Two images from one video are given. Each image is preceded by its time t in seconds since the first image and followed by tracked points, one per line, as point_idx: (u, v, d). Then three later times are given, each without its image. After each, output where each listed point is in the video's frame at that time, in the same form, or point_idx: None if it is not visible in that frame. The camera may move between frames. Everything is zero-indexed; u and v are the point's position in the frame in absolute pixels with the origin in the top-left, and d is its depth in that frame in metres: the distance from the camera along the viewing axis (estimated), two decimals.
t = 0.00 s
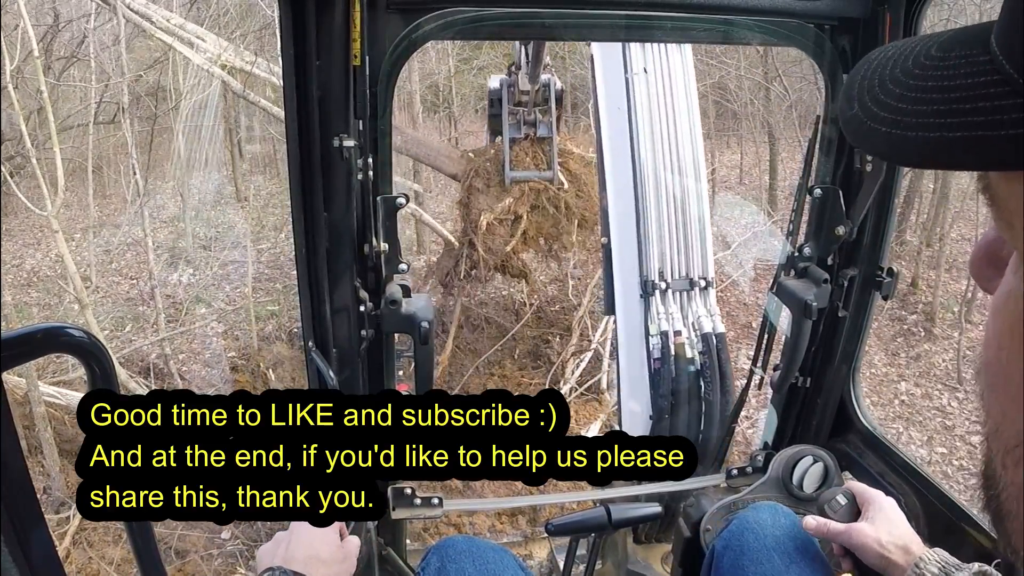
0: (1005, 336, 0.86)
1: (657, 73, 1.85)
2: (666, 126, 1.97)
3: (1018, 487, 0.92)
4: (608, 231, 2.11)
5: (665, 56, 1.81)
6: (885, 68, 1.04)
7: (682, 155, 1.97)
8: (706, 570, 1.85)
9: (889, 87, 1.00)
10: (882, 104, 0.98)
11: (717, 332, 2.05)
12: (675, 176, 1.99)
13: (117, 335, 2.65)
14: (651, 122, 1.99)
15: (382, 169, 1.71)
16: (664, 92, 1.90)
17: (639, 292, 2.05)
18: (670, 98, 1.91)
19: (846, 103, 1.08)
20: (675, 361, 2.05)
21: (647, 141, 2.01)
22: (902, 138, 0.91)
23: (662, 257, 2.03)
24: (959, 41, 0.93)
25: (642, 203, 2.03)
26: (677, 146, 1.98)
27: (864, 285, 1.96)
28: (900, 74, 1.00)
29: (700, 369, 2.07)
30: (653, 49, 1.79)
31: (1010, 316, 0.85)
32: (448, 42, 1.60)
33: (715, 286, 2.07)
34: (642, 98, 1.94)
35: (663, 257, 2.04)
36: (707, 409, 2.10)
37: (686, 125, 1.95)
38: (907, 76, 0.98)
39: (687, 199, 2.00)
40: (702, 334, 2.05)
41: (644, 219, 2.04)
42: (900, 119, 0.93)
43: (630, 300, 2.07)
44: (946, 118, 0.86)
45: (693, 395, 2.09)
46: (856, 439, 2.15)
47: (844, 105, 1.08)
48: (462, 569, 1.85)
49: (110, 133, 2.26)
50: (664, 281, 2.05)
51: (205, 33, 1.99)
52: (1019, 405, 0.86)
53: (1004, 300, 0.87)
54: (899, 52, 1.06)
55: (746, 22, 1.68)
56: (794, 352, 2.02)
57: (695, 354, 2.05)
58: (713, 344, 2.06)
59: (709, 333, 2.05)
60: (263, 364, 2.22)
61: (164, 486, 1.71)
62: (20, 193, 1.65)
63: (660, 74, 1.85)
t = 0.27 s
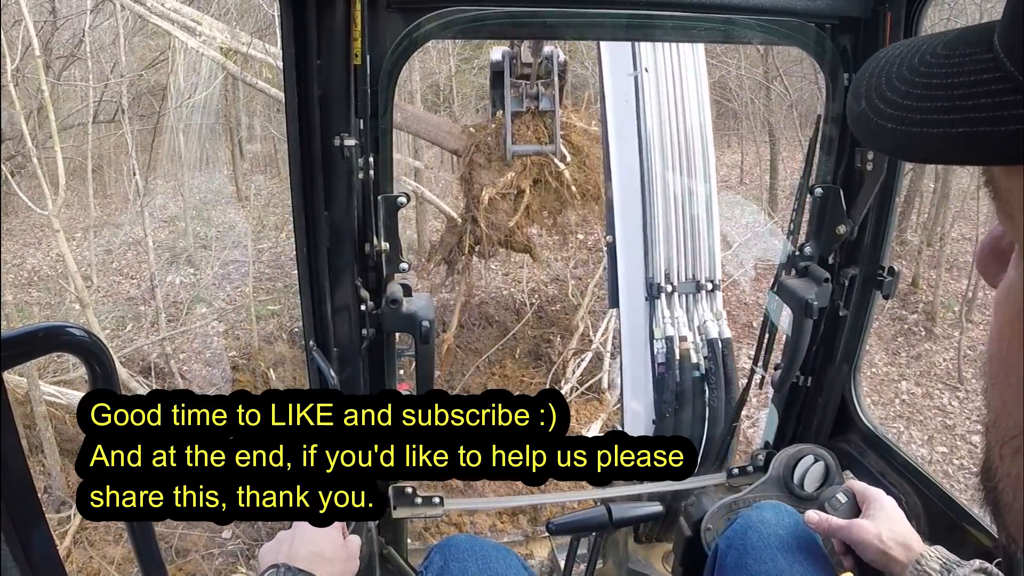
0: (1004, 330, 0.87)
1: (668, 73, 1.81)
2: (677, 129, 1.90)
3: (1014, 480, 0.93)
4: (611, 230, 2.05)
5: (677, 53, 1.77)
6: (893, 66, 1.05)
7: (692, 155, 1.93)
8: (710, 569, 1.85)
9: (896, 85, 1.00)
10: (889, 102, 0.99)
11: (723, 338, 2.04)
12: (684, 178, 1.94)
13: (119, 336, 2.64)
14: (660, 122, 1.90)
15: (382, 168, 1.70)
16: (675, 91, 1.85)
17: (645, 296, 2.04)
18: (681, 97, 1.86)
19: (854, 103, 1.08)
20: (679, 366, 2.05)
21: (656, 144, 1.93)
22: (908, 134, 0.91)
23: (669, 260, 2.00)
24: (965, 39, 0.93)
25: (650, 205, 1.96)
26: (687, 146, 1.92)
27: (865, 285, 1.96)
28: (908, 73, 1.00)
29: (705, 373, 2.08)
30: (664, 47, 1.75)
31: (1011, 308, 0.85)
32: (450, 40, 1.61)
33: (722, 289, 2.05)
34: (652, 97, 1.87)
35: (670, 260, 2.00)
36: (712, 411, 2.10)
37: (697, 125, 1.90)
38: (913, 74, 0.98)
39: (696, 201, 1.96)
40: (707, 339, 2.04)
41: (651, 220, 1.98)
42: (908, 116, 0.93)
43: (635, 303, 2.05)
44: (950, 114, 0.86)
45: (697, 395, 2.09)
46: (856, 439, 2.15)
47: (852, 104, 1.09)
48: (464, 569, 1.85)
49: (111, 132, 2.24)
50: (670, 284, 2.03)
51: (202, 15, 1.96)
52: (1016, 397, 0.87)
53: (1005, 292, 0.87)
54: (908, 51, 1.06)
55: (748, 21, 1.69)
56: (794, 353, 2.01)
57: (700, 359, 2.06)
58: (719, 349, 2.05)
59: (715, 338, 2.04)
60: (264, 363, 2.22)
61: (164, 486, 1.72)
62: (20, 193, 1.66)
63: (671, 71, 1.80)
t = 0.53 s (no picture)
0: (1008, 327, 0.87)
1: (676, 73, 1.78)
2: (687, 131, 1.87)
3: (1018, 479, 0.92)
4: (616, 230, 2.03)
5: (686, 53, 1.75)
6: (902, 59, 1.05)
7: (700, 157, 1.91)
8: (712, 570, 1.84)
9: (907, 79, 0.99)
10: (897, 98, 0.98)
11: (728, 342, 2.05)
12: (692, 180, 1.92)
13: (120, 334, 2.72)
14: (670, 122, 1.87)
15: (383, 168, 1.69)
16: (684, 92, 1.82)
17: (649, 297, 2.01)
18: (691, 96, 1.83)
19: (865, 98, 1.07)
20: (682, 369, 2.04)
21: (665, 144, 1.90)
22: (916, 129, 0.91)
23: (675, 263, 1.97)
24: (976, 34, 0.92)
25: (657, 206, 1.94)
26: (696, 148, 1.90)
27: (867, 284, 1.94)
28: (917, 68, 0.99)
29: (709, 378, 2.08)
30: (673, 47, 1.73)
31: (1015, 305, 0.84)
32: (450, 39, 1.60)
33: (728, 293, 2.03)
34: (661, 98, 1.84)
35: (676, 262, 1.98)
36: (717, 413, 2.11)
37: (706, 127, 1.88)
38: (921, 67, 0.98)
39: (703, 203, 1.94)
40: (712, 343, 2.04)
41: (657, 222, 1.95)
42: (917, 109, 0.93)
43: (639, 304, 2.03)
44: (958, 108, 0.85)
45: (701, 393, 2.10)
46: (856, 438, 2.14)
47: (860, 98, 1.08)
48: (474, 567, 1.84)
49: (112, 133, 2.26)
50: (675, 287, 2.01)
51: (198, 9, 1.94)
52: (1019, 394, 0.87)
53: (1009, 289, 0.86)
54: (916, 44, 1.05)
55: (749, 21, 1.69)
56: (795, 352, 2.02)
57: (705, 363, 2.06)
58: (724, 354, 2.06)
59: (720, 342, 2.04)
60: (265, 364, 2.22)
61: (164, 486, 1.70)
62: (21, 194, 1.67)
63: (680, 71, 1.78)
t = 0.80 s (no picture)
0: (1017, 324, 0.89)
1: (679, 76, 1.80)
2: (689, 133, 1.89)
3: None
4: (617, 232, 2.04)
5: (689, 56, 1.77)
6: (915, 63, 1.04)
7: (701, 160, 1.92)
8: (713, 570, 1.85)
9: (920, 81, 1.00)
10: (913, 101, 0.98)
11: (729, 343, 2.05)
12: (693, 182, 1.94)
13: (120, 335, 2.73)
14: (671, 125, 1.89)
15: (383, 169, 1.69)
16: (686, 95, 1.84)
17: (651, 299, 2.01)
18: (693, 101, 1.85)
19: (875, 100, 1.07)
20: (683, 371, 2.05)
21: (666, 147, 1.91)
22: (941, 134, 0.92)
23: (677, 265, 1.98)
24: (993, 36, 0.93)
25: (657, 208, 1.95)
26: (697, 151, 1.92)
27: (867, 285, 1.94)
28: (933, 70, 0.99)
29: (710, 380, 2.09)
30: (676, 51, 1.75)
31: None
32: (450, 40, 1.60)
33: (729, 294, 2.05)
34: (663, 102, 1.87)
35: (676, 264, 1.99)
36: (717, 414, 2.11)
37: (707, 130, 1.90)
38: (939, 68, 0.98)
39: (704, 205, 1.96)
40: (714, 344, 2.05)
41: (658, 224, 1.96)
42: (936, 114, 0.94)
43: (640, 306, 2.03)
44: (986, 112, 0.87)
45: (702, 393, 2.10)
46: (857, 439, 2.13)
47: (873, 98, 1.08)
48: (484, 569, 1.84)
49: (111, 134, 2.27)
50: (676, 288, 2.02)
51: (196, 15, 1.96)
52: None
53: None
54: (923, 47, 1.05)
55: (749, 22, 1.68)
56: (795, 352, 2.03)
57: (705, 365, 2.06)
58: (724, 356, 2.07)
59: (722, 344, 2.05)
60: (265, 365, 2.21)
61: (164, 486, 1.70)
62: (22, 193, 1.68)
63: (683, 74, 1.79)
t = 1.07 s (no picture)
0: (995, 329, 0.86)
1: (678, 75, 1.79)
2: (688, 133, 1.87)
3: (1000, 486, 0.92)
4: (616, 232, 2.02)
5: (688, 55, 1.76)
6: (885, 77, 1.03)
7: (700, 159, 1.91)
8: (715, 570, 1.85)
9: (886, 93, 0.99)
10: (876, 113, 0.98)
11: (729, 344, 2.04)
12: (692, 182, 1.93)
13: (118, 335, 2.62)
14: (670, 124, 1.88)
15: (383, 169, 1.70)
16: (685, 95, 1.83)
17: (650, 299, 2.00)
18: (692, 100, 1.84)
19: (846, 114, 1.06)
20: (683, 371, 2.04)
21: (665, 146, 1.90)
22: (894, 144, 0.90)
23: (676, 265, 1.97)
24: (953, 48, 0.92)
25: (657, 208, 1.94)
26: (697, 150, 1.90)
27: (867, 285, 1.95)
28: (897, 81, 0.98)
29: (709, 380, 2.08)
30: (675, 50, 1.75)
31: (1002, 309, 0.84)
32: (448, 40, 1.60)
33: (728, 295, 2.04)
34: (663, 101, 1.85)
35: (676, 264, 1.97)
36: (716, 414, 2.11)
37: (707, 130, 1.89)
38: (901, 82, 0.97)
39: (704, 206, 1.94)
40: (713, 344, 2.04)
41: (658, 224, 1.94)
42: (896, 127, 0.92)
43: (639, 306, 2.02)
44: (936, 122, 0.86)
45: (701, 393, 2.09)
46: (857, 439, 2.14)
47: (844, 114, 1.07)
48: (494, 567, 1.84)
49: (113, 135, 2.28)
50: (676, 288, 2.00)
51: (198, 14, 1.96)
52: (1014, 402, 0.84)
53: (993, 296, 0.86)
54: (899, 60, 1.05)
55: (749, 22, 1.68)
56: (794, 354, 2.02)
57: (705, 366, 2.05)
58: (724, 356, 2.06)
59: (721, 345, 2.04)
60: (266, 364, 2.22)
61: (164, 486, 1.67)
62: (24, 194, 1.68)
63: (682, 73, 1.79)
